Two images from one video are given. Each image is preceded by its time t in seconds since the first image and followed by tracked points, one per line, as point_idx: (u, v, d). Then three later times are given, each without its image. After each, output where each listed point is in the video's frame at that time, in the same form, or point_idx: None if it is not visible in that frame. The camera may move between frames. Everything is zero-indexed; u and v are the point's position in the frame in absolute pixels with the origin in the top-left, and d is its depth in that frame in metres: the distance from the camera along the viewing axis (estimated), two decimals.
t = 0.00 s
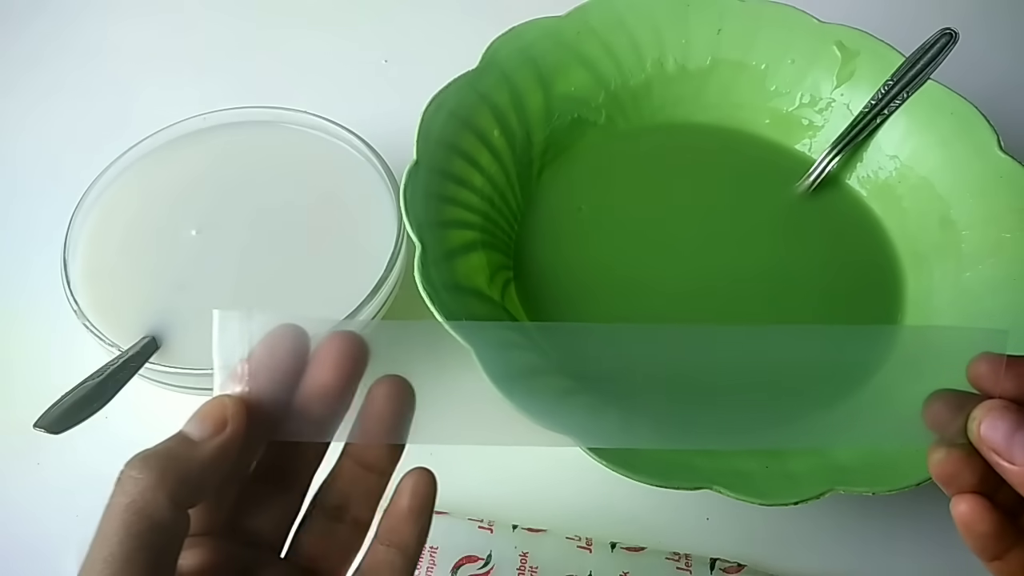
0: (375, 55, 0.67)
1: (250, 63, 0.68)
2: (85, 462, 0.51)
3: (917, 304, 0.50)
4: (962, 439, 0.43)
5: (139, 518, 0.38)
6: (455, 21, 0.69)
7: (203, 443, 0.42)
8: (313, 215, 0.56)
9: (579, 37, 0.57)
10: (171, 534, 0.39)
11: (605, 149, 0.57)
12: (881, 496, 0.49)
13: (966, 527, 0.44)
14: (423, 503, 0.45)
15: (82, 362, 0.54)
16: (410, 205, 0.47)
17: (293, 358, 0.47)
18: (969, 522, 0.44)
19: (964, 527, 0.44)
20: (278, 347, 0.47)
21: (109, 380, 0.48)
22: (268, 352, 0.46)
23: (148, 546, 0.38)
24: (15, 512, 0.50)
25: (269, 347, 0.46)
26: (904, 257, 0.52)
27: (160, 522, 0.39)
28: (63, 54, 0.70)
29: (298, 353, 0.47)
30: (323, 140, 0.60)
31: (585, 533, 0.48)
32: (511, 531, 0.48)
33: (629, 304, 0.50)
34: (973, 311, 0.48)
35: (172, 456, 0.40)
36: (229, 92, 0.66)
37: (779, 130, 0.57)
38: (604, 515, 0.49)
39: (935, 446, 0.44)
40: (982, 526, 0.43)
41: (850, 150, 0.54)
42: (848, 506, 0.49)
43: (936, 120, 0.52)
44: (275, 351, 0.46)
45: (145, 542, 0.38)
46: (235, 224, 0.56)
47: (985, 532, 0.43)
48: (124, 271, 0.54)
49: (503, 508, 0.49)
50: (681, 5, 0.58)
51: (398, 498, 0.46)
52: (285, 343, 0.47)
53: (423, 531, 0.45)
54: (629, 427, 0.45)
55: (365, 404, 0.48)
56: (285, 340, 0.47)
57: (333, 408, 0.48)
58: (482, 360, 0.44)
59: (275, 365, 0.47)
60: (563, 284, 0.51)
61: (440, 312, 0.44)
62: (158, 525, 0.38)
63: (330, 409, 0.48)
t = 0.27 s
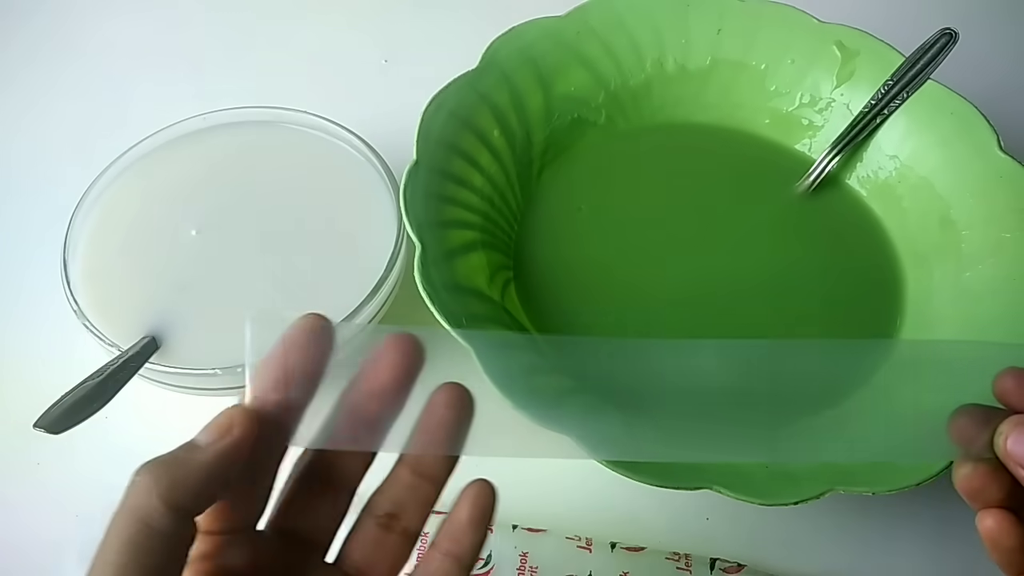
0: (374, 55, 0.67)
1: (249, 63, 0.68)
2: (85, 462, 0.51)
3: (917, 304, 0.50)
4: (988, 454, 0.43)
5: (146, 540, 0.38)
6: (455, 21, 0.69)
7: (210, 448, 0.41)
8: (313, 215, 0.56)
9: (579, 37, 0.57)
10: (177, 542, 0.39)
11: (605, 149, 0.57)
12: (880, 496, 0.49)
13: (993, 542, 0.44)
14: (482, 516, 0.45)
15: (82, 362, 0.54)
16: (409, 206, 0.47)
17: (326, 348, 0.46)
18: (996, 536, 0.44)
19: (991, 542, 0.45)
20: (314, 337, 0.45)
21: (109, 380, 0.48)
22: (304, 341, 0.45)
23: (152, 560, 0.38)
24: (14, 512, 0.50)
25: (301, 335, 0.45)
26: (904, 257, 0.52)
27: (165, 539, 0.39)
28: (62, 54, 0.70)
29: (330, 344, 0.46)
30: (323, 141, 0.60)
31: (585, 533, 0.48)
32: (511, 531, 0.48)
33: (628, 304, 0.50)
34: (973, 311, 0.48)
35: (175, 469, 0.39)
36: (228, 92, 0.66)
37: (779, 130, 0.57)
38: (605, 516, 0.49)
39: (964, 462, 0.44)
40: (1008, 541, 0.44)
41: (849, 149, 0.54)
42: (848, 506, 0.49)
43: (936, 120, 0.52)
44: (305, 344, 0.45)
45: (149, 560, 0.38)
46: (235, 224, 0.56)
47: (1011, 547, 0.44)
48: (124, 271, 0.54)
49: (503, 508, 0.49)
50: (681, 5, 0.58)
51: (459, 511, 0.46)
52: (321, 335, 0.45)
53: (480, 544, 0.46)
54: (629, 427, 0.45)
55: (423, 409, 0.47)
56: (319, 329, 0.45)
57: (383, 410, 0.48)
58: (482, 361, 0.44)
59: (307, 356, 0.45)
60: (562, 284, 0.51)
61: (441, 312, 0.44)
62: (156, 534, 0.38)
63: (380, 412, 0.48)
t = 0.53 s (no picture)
0: (375, 55, 0.67)
1: (249, 63, 0.68)
2: (85, 462, 0.51)
3: (918, 303, 0.50)
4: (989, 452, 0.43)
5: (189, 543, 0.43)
6: (455, 21, 0.69)
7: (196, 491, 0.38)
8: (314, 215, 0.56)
9: (579, 38, 0.57)
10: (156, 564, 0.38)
11: (605, 149, 0.57)
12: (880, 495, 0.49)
13: (994, 541, 0.44)
14: (491, 510, 0.46)
15: (82, 362, 0.54)
16: (409, 205, 0.47)
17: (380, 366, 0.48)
18: (997, 534, 0.43)
19: (991, 542, 0.44)
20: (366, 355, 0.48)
21: (109, 380, 0.48)
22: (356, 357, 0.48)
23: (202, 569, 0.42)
24: (15, 512, 0.50)
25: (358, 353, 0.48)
26: (904, 257, 0.52)
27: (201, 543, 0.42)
28: (63, 54, 0.70)
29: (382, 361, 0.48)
30: (323, 141, 0.60)
31: (585, 533, 0.48)
32: (511, 531, 0.48)
33: (627, 305, 0.50)
34: (974, 311, 0.48)
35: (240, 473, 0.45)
36: (229, 92, 0.66)
37: (779, 130, 0.57)
38: (605, 518, 0.49)
39: (964, 458, 0.43)
40: (1010, 539, 0.43)
41: (849, 149, 0.54)
42: (848, 506, 0.49)
43: (936, 120, 0.52)
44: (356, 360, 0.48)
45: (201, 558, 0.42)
46: (235, 224, 0.56)
47: (1013, 546, 0.43)
48: (124, 272, 0.54)
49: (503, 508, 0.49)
50: (681, 5, 0.58)
51: (467, 504, 0.46)
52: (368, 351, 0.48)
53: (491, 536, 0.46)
54: (629, 427, 0.45)
55: (437, 411, 0.47)
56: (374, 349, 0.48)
57: (410, 415, 0.48)
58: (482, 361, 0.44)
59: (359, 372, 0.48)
60: (562, 284, 0.51)
61: (440, 312, 0.44)
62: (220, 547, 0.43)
63: (405, 418, 0.48)
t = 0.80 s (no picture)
0: (375, 55, 0.67)
1: (249, 63, 0.68)
2: (84, 463, 0.51)
3: (917, 303, 0.50)
4: (964, 458, 0.42)
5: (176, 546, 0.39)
6: (455, 21, 0.69)
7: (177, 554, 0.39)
8: (314, 215, 0.56)
9: (579, 38, 0.57)
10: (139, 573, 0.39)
11: (605, 149, 0.57)
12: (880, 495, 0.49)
13: (966, 546, 0.43)
14: (433, 510, 0.46)
15: (82, 362, 0.54)
16: (409, 206, 0.47)
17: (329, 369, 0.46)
18: (970, 539, 0.42)
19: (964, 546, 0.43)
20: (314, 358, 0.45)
21: (109, 380, 0.48)
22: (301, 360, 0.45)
23: None
24: (15, 512, 0.50)
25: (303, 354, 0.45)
26: (904, 257, 0.52)
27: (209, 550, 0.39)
28: (63, 54, 0.70)
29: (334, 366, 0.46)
30: (324, 141, 0.60)
31: (585, 533, 0.48)
32: (511, 531, 0.48)
33: (629, 306, 0.50)
34: (973, 311, 0.48)
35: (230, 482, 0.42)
36: (229, 92, 0.66)
37: (779, 130, 0.57)
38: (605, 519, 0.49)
39: (937, 466, 0.42)
40: (983, 544, 0.42)
41: (849, 149, 0.54)
42: (848, 506, 0.49)
43: (936, 120, 0.52)
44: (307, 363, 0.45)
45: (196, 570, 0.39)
46: (235, 225, 0.56)
47: (986, 550, 0.42)
48: (123, 272, 0.54)
49: (503, 509, 0.49)
50: (681, 4, 0.58)
51: (409, 504, 0.46)
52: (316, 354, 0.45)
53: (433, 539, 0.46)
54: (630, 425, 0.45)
55: (386, 410, 0.45)
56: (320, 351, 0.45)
57: (357, 417, 0.46)
58: (482, 361, 0.44)
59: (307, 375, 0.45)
60: (563, 284, 0.51)
61: (440, 312, 0.44)
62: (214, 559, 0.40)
63: (353, 420, 0.46)
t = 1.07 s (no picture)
0: (374, 55, 0.67)
1: (249, 63, 0.68)
2: (84, 463, 0.51)
3: (917, 304, 0.50)
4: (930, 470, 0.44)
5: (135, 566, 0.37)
6: (455, 21, 0.69)
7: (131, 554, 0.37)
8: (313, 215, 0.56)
9: (579, 37, 0.57)
10: None
11: (605, 150, 0.57)
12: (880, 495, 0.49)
13: (904, 555, 0.45)
14: (393, 525, 0.47)
15: (82, 362, 0.54)
16: (409, 205, 0.47)
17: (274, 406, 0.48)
18: (907, 551, 0.45)
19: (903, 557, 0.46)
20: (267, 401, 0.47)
21: (109, 379, 0.48)
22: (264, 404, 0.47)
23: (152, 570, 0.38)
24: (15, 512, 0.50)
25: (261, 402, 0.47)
26: (904, 257, 0.52)
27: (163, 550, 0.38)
28: (63, 53, 0.70)
29: (287, 403, 0.48)
30: (323, 141, 0.60)
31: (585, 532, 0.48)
32: (511, 531, 0.48)
33: (629, 306, 0.50)
34: (974, 311, 0.48)
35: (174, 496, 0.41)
36: (229, 92, 0.66)
37: (779, 130, 0.57)
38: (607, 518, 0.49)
39: (908, 480, 0.44)
40: (920, 554, 0.45)
41: (850, 149, 0.54)
42: (849, 505, 0.49)
43: (936, 119, 0.52)
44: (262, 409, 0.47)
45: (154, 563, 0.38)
46: (235, 225, 0.56)
47: (924, 559, 0.45)
48: (123, 272, 0.54)
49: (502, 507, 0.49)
50: (681, 5, 0.58)
51: (368, 519, 0.47)
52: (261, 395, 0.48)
53: (394, 551, 0.46)
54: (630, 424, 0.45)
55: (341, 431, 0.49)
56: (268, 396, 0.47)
57: (313, 443, 0.49)
58: (483, 361, 0.44)
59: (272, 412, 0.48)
60: (563, 284, 0.51)
61: (440, 312, 0.44)
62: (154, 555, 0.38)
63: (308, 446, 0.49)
